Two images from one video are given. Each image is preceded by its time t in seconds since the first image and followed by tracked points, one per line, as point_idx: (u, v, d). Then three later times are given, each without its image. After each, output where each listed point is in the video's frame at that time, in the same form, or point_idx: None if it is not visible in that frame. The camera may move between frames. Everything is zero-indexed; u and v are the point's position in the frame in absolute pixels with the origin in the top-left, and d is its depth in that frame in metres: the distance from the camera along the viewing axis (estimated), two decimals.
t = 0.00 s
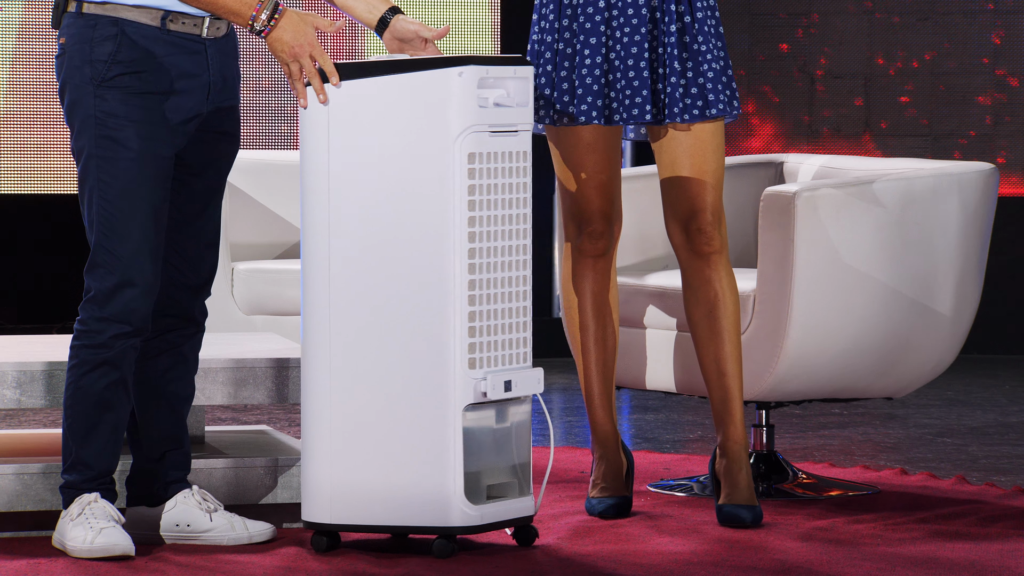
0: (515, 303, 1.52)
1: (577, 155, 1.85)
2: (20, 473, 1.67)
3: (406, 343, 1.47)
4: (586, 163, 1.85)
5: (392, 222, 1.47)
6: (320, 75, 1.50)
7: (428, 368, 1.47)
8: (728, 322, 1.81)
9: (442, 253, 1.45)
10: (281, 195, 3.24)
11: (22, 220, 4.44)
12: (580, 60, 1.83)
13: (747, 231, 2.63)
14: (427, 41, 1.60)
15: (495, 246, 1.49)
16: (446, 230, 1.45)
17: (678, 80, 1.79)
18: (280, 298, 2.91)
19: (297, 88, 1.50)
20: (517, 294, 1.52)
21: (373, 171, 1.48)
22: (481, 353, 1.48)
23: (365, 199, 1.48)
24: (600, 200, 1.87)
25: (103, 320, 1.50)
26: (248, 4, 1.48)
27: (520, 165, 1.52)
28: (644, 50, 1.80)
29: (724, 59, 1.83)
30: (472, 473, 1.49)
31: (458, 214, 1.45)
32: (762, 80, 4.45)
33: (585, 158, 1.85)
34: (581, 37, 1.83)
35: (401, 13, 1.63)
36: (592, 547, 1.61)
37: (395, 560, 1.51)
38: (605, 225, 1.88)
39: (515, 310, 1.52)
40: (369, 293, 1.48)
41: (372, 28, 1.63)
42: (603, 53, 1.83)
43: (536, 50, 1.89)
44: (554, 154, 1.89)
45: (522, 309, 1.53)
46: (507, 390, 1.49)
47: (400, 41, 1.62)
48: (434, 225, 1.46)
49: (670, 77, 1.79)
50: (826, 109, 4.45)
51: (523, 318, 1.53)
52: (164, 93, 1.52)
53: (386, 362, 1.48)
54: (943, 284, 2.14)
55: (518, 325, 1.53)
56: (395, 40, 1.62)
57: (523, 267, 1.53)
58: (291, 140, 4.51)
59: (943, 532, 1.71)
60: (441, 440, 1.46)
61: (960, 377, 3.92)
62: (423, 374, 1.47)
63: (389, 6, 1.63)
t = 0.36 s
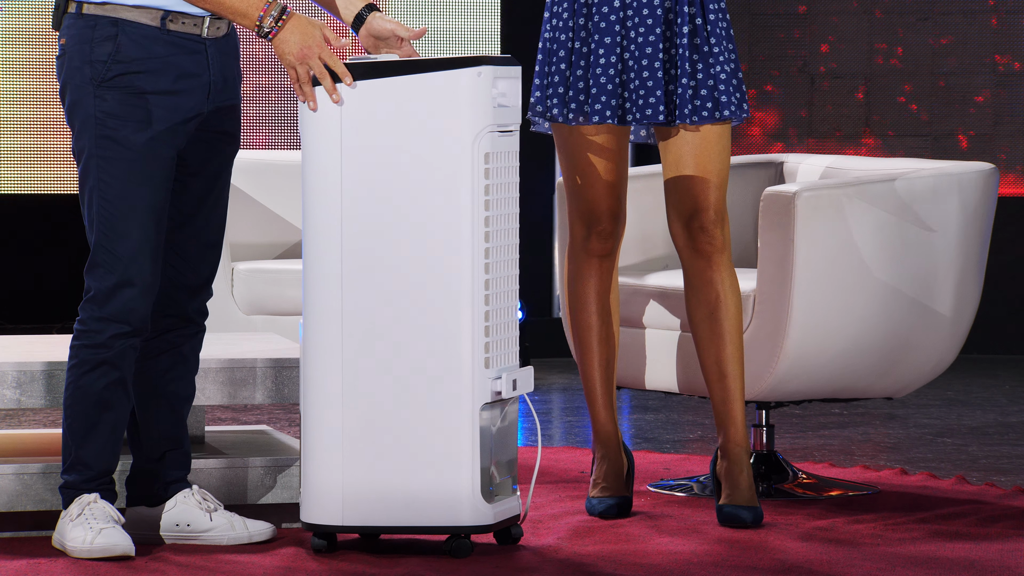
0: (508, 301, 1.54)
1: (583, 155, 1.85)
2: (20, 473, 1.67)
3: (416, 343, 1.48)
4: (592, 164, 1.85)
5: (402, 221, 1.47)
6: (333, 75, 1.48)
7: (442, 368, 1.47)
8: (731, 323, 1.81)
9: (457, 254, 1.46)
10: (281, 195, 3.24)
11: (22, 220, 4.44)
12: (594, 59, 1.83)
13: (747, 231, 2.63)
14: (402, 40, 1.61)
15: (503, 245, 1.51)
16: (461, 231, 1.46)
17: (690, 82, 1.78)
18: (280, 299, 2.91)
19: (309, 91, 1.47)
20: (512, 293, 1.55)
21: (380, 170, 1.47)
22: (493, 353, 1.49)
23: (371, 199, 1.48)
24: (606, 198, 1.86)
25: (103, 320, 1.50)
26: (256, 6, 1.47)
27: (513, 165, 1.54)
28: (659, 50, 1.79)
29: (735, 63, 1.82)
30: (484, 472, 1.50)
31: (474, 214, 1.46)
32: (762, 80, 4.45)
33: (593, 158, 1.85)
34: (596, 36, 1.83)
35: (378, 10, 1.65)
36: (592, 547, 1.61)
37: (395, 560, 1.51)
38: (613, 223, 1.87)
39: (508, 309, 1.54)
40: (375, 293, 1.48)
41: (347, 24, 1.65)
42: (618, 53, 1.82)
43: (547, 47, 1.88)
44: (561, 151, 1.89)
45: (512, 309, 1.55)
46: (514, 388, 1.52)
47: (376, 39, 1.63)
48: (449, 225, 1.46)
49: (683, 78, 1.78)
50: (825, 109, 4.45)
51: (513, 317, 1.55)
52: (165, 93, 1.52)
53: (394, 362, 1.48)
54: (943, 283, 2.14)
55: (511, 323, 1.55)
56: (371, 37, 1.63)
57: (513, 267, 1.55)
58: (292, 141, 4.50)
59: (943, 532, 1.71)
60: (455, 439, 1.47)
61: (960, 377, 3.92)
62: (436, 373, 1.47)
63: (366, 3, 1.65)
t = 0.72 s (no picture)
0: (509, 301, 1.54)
1: (592, 155, 1.86)
2: (20, 473, 1.67)
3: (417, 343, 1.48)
4: (602, 164, 1.86)
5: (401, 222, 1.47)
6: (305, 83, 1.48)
7: (443, 369, 1.47)
8: (736, 323, 1.80)
9: (457, 255, 1.46)
10: (281, 196, 3.24)
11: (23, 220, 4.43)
12: (607, 60, 1.83)
13: (747, 231, 2.63)
14: (464, 42, 1.58)
15: (503, 245, 1.51)
16: (462, 231, 1.46)
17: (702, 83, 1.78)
18: (280, 299, 2.91)
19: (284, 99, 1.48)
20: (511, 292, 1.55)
21: (380, 170, 1.47)
22: (493, 353, 1.49)
23: (371, 199, 1.48)
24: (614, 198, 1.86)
25: (99, 319, 1.50)
26: (232, 15, 1.47)
27: (513, 164, 1.53)
28: (672, 51, 1.80)
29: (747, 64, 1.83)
30: (484, 473, 1.50)
31: (474, 214, 1.46)
32: (762, 80, 4.45)
33: (604, 158, 1.86)
34: (609, 37, 1.83)
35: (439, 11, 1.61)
36: (593, 547, 1.61)
37: (395, 560, 1.51)
38: (620, 223, 1.87)
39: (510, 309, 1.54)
40: (375, 294, 1.48)
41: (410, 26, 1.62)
42: (631, 54, 1.83)
43: (558, 48, 1.88)
44: (567, 152, 1.90)
45: (513, 308, 1.55)
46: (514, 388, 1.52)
47: (442, 40, 1.59)
48: (449, 226, 1.46)
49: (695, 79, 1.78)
50: (825, 109, 4.45)
51: (513, 316, 1.55)
52: (160, 93, 1.52)
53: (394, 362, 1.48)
54: (943, 282, 2.14)
55: (512, 323, 1.55)
56: (435, 39, 1.60)
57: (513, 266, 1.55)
58: (292, 141, 4.49)
59: (943, 532, 1.71)
60: (457, 440, 1.47)
61: (960, 377, 3.92)
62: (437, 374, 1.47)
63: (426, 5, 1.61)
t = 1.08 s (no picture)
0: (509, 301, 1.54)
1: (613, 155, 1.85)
2: (19, 473, 1.67)
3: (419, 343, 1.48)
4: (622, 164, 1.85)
5: (402, 221, 1.47)
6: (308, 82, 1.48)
7: (444, 368, 1.47)
8: (745, 325, 1.80)
9: (458, 254, 1.46)
10: (281, 195, 3.24)
11: (23, 219, 4.43)
12: (628, 58, 1.84)
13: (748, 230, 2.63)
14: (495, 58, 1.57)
15: (503, 245, 1.51)
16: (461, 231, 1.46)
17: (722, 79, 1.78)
18: (280, 299, 2.91)
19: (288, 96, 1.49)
20: (511, 292, 1.54)
21: (380, 171, 1.47)
22: (493, 353, 1.49)
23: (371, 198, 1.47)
24: (630, 198, 1.86)
25: (89, 317, 1.49)
26: (244, 11, 1.48)
27: (513, 164, 1.53)
28: (692, 48, 1.80)
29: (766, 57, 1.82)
30: (485, 474, 1.50)
31: (474, 214, 1.46)
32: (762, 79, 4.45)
33: (623, 159, 1.85)
34: (629, 35, 1.83)
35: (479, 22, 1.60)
36: (593, 547, 1.60)
37: (395, 560, 1.51)
38: (634, 225, 1.87)
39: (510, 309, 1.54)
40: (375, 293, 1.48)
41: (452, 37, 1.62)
42: (651, 51, 1.83)
43: (580, 48, 1.89)
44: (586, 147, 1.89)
45: (513, 308, 1.55)
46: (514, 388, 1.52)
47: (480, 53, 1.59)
48: (450, 226, 1.46)
49: (715, 76, 1.79)
50: (826, 109, 4.45)
51: (513, 316, 1.55)
52: (149, 91, 1.52)
53: (395, 362, 1.48)
54: (943, 282, 2.14)
55: (513, 322, 1.55)
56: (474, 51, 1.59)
57: (513, 266, 1.55)
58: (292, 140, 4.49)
59: (943, 532, 1.71)
60: (457, 440, 1.47)
61: (960, 377, 3.92)
62: (438, 373, 1.47)
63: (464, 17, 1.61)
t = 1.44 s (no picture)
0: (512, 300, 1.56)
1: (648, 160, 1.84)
2: (19, 472, 1.67)
3: (431, 342, 1.48)
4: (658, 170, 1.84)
5: (412, 221, 1.47)
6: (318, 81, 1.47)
7: (459, 367, 1.48)
8: (756, 326, 1.79)
9: (471, 254, 1.47)
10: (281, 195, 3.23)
11: (23, 219, 4.43)
12: (655, 58, 1.83)
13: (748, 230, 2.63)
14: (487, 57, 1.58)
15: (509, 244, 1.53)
16: (475, 230, 1.47)
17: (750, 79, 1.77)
18: (280, 299, 2.91)
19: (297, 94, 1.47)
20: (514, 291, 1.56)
21: (392, 170, 1.47)
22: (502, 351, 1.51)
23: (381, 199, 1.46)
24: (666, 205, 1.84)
25: (94, 318, 1.50)
26: (253, 11, 1.47)
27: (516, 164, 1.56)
28: (720, 48, 1.79)
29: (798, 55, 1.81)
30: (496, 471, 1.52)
31: (486, 214, 1.48)
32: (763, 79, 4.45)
33: (658, 165, 1.84)
34: (657, 35, 1.82)
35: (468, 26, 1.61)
36: (592, 547, 1.61)
37: (395, 560, 1.51)
38: (668, 234, 1.86)
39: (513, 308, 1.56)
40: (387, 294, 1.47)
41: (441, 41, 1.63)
42: (678, 51, 1.82)
43: (610, 49, 1.88)
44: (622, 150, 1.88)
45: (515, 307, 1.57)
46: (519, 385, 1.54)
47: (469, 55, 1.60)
48: (463, 226, 1.47)
49: (743, 75, 1.78)
50: (826, 109, 4.44)
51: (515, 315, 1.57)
52: (155, 92, 1.52)
53: (408, 363, 1.48)
54: (943, 283, 2.14)
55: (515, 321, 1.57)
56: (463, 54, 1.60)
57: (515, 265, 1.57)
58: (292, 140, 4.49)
59: (943, 532, 1.71)
60: (471, 438, 1.49)
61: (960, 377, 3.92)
62: (449, 373, 1.48)
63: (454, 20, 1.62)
